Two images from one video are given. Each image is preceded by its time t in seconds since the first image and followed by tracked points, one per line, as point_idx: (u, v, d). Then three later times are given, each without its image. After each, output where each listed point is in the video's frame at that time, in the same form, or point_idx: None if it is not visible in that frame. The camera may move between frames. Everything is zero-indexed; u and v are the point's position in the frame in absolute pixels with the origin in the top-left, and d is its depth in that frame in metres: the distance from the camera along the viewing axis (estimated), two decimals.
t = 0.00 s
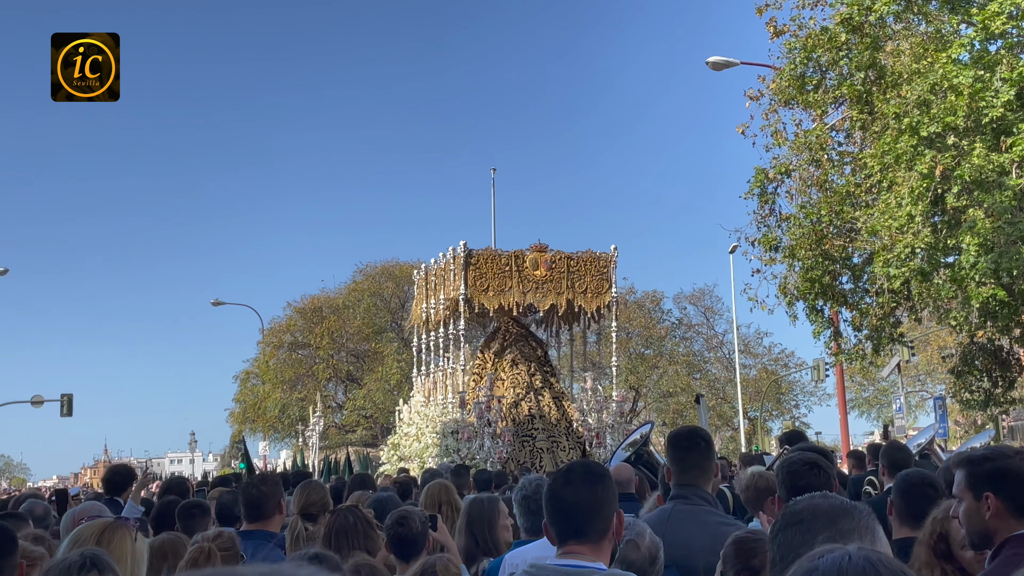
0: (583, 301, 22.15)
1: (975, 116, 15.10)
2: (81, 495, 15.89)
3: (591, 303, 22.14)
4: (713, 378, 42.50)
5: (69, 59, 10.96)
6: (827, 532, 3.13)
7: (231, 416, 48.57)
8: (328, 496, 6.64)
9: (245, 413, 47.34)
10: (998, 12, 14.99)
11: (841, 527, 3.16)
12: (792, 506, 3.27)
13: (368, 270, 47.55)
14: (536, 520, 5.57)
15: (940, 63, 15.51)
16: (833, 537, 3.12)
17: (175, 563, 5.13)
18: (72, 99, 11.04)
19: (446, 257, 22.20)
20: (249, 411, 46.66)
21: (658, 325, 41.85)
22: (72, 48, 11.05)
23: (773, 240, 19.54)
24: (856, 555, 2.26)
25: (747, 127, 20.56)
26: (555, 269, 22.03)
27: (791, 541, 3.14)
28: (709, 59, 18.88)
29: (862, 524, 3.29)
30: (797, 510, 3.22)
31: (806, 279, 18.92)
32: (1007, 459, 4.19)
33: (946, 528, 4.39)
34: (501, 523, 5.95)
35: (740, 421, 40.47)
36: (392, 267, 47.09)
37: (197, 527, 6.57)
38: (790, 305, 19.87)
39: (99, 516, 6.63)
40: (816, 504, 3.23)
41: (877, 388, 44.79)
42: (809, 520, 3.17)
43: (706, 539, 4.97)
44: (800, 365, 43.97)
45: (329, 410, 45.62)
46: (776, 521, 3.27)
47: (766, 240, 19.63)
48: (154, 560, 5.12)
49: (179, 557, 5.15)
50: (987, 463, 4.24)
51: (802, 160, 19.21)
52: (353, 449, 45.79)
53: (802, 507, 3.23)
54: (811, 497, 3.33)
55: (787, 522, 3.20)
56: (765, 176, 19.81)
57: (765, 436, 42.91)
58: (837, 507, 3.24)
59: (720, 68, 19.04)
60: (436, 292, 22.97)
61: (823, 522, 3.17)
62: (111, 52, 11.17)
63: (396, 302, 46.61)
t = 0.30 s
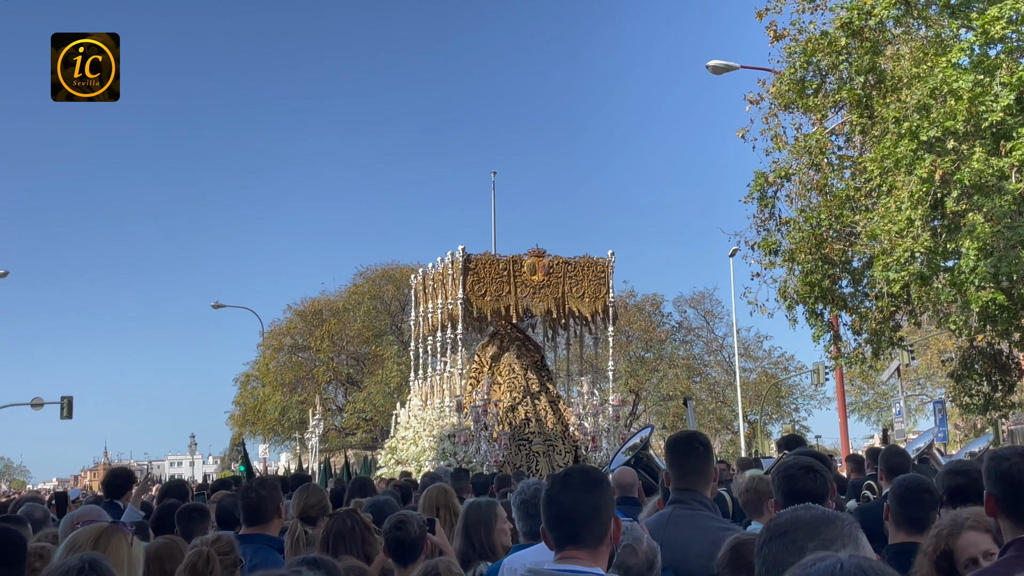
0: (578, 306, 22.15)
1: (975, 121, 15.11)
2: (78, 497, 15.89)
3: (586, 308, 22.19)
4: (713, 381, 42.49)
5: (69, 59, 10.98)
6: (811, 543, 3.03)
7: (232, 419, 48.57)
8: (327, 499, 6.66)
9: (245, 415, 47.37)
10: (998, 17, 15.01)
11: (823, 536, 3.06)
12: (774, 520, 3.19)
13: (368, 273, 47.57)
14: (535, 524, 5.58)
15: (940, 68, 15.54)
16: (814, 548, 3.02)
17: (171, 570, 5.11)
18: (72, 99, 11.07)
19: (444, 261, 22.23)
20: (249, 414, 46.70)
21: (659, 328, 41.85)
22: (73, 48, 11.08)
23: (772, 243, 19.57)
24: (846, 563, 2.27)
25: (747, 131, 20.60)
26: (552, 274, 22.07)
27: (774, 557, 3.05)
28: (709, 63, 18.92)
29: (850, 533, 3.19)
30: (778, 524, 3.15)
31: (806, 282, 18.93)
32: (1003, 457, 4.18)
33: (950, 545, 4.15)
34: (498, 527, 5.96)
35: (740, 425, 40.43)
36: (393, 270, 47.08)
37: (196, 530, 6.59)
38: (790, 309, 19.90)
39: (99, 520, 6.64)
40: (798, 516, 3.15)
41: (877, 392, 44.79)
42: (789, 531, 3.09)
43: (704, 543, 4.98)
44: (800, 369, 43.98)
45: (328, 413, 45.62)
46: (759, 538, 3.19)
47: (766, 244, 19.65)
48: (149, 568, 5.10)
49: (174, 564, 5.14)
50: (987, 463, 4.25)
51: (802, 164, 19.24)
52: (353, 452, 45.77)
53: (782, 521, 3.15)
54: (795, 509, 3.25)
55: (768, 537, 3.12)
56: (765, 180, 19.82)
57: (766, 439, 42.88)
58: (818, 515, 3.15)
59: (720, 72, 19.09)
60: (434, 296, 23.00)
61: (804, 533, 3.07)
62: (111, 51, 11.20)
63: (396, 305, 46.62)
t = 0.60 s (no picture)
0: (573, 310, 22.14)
1: (974, 125, 15.13)
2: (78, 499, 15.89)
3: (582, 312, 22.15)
4: (713, 385, 42.46)
5: (69, 59, 10.99)
6: (804, 549, 3.03)
7: (231, 422, 48.58)
8: (326, 503, 6.65)
9: (244, 418, 47.34)
10: (997, 22, 15.04)
11: (817, 541, 3.05)
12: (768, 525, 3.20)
13: (368, 276, 47.59)
14: (533, 528, 5.57)
15: (939, 72, 15.57)
16: (807, 554, 3.01)
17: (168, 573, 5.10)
18: (72, 99, 11.08)
19: (440, 266, 22.23)
20: (248, 417, 46.71)
21: (658, 332, 41.84)
22: (73, 48, 11.09)
23: (772, 247, 19.57)
24: (840, 568, 2.28)
25: (747, 135, 20.62)
26: (548, 279, 22.06)
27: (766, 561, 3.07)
28: (709, 66, 18.92)
29: (849, 539, 3.16)
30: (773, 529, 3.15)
31: (805, 286, 18.94)
32: (1007, 462, 4.27)
33: (949, 550, 4.15)
34: (496, 531, 5.95)
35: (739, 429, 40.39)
36: (392, 273, 47.10)
37: (195, 534, 6.58)
38: (789, 313, 19.90)
39: (98, 523, 6.63)
40: (792, 521, 3.16)
41: (876, 396, 44.79)
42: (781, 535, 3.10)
43: (700, 547, 4.97)
44: (799, 373, 43.97)
45: (328, 416, 45.60)
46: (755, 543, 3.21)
47: (766, 248, 19.65)
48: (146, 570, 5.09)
49: (172, 567, 5.12)
50: (990, 468, 4.34)
51: (802, 168, 19.25)
52: (352, 456, 45.77)
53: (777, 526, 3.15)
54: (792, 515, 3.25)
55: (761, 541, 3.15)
56: (765, 184, 19.84)
57: (766, 443, 42.85)
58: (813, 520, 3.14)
59: (720, 76, 19.10)
60: (431, 301, 23.00)
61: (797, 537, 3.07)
62: (111, 52, 11.21)
63: (395, 308, 46.62)
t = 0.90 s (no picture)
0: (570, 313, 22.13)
1: (974, 129, 15.14)
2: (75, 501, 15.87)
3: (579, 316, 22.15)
4: (712, 389, 42.44)
5: (69, 59, 10.99)
6: (804, 552, 3.01)
7: (230, 425, 48.54)
8: (325, 506, 6.64)
9: (243, 421, 47.30)
10: (997, 26, 15.05)
11: (822, 541, 3.04)
12: (773, 526, 3.18)
13: (367, 279, 47.59)
14: (533, 531, 5.56)
15: (939, 76, 15.58)
16: (809, 556, 2.99)
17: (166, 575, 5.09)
18: (72, 99, 11.07)
19: (438, 270, 22.22)
20: (247, 419, 46.70)
21: (658, 335, 41.81)
22: (72, 48, 11.09)
23: (772, 251, 19.57)
24: (839, 569, 2.27)
25: (746, 139, 20.64)
26: (545, 283, 22.05)
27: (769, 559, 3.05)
28: (709, 70, 18.93)
29: (856, 541, 3.14)
30: (776, 531, 3.13)
31: (805, 290, 18.94)
32: (1002, 471, 4.09)
33: (946, 552, 4.14)
34: (496, 536, 5.94)
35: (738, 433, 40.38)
36: (392, 275, 47.12)
37: (194, 536, 6.56)
38: (789, 317, 19.89)
39: (97, 525, 6.61)
40: (799, 522, 3.14)
41: (875, 400, 44.78)
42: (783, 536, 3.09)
43: (700, 550, 4.97)
44: (799, 376, 43.98)
45: (327, 419, 45.55)
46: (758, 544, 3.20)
47: (766, 251, 19.65)
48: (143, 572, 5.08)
49: (170, 569, 5.11)
50: (985, 474, 4.17)
51: (802, 171, 19.25)
52: (351, 458, 45.73)
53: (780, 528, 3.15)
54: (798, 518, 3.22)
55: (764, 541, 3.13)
56: (764, 188, 19.85)
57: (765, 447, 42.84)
58: (819, 522, 3.13)
59: (720, 79, 19.11)
60: (429, 305, 22.99)
61: (802, 536, 3.06)
62: (111, 52, 11.20)
63: (395, 311, 46.61)
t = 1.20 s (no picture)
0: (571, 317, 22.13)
1: (975, 133, 15.16)
2: (73, 502, 15.84)
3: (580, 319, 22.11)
4: (711, 392, 42.43)
5: (69, 59, 11.00)
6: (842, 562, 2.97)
7: (229, 427, 48.52)
8: (326, 507, 6.63)
9: (243, 422, 47.31)
10: (998, 29, 15.06)
11: (868, 555, 3.00)
12: (821, 514, 3.06)
13: (366, 281, 47.57)
14: (534, 533, 5.56)
15: (940, 80, 15.60)
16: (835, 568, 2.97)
17: None
18: (72, 99, 11.08)
19: (437, 273, 22.22)
20: (246, 421, 46.67)
21: (658, 338, 41.80)
22: (73, 48, 11.10)
23: (772, 254, 19.57)
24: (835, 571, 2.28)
25: (747, 141, 20.64)
26: (544, 286, 22.07)
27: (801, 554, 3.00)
28: (709, 73, 18.97)
29: (890, 550, 3.13)
30: (823, 521, 3.04)
31: (805, 293, 18.96)
32: (986, 476, 4.00)
33: (948, 554, 4.14)
34: (498, 539, 5.94)
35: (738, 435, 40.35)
36: (392, 278, 47.15)
37: (194, 538, 6.55)
38: (789, 320, 19.89)
39: (98, 526, 6.61)
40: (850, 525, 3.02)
41: (875, 403, 44.76)
42: (831, 539, 3.01)
43: (702, 554, 4.96)
44: (798, 379, 43.98)
45: (327, 421, 45.53)
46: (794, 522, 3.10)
47: (766, 255, 19.65)
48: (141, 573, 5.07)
49: (169, 570, 5.10)
50: (970, 479, 4.08)
51: (802, 175, 19.25)
52: (350, 460, 45.70)
53: (830, 522, 3.03)
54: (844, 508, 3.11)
55: (806, 531, 3.04)
56: (765, 191, 19.86)
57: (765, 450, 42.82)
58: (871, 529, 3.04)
59: (720, 83, 19.13)
60: (428, 308, 23.00)
61: (850, 547, 3.00)
62: (111, 52, 11.22)
63: (395, 313, 46.61)
